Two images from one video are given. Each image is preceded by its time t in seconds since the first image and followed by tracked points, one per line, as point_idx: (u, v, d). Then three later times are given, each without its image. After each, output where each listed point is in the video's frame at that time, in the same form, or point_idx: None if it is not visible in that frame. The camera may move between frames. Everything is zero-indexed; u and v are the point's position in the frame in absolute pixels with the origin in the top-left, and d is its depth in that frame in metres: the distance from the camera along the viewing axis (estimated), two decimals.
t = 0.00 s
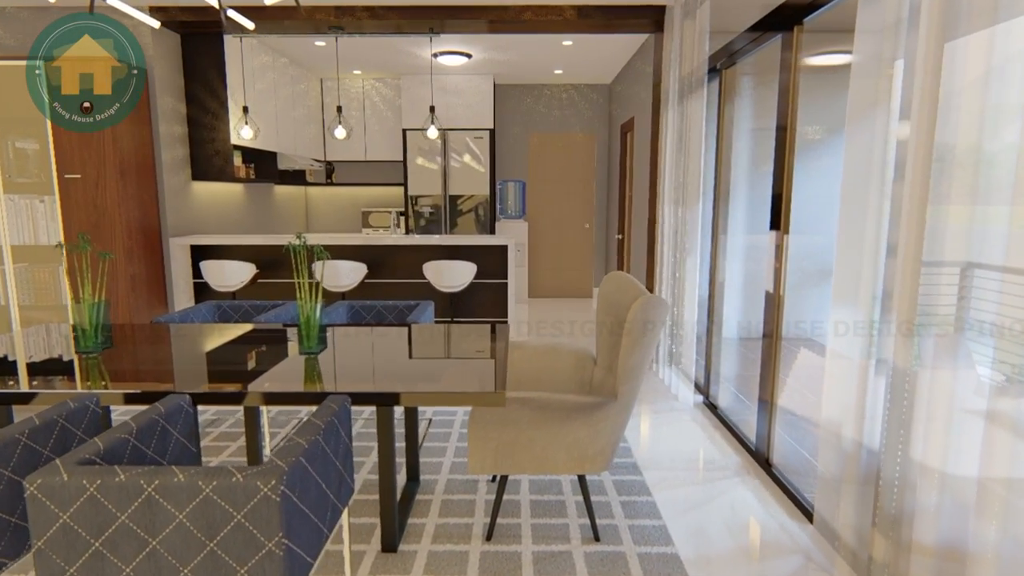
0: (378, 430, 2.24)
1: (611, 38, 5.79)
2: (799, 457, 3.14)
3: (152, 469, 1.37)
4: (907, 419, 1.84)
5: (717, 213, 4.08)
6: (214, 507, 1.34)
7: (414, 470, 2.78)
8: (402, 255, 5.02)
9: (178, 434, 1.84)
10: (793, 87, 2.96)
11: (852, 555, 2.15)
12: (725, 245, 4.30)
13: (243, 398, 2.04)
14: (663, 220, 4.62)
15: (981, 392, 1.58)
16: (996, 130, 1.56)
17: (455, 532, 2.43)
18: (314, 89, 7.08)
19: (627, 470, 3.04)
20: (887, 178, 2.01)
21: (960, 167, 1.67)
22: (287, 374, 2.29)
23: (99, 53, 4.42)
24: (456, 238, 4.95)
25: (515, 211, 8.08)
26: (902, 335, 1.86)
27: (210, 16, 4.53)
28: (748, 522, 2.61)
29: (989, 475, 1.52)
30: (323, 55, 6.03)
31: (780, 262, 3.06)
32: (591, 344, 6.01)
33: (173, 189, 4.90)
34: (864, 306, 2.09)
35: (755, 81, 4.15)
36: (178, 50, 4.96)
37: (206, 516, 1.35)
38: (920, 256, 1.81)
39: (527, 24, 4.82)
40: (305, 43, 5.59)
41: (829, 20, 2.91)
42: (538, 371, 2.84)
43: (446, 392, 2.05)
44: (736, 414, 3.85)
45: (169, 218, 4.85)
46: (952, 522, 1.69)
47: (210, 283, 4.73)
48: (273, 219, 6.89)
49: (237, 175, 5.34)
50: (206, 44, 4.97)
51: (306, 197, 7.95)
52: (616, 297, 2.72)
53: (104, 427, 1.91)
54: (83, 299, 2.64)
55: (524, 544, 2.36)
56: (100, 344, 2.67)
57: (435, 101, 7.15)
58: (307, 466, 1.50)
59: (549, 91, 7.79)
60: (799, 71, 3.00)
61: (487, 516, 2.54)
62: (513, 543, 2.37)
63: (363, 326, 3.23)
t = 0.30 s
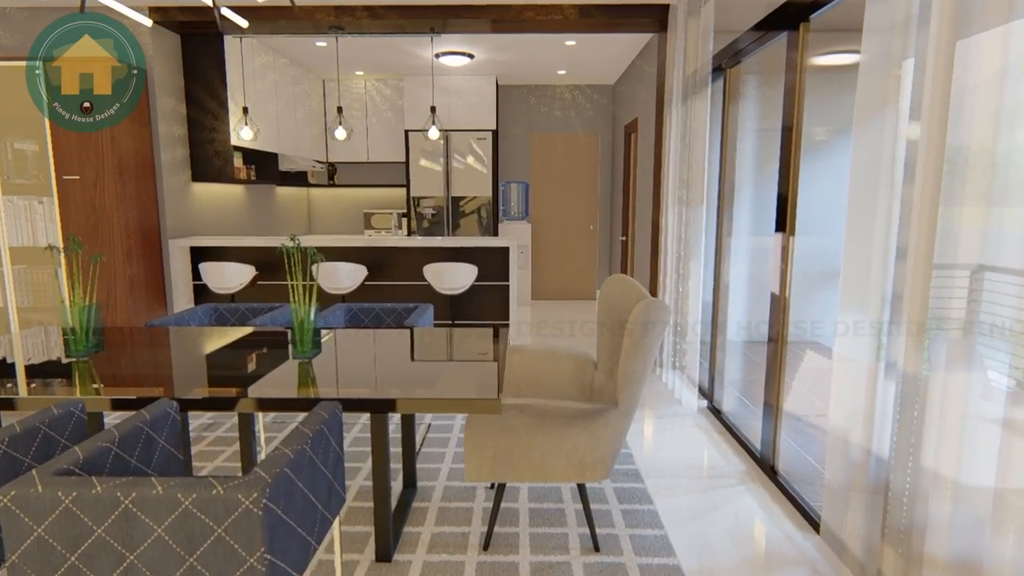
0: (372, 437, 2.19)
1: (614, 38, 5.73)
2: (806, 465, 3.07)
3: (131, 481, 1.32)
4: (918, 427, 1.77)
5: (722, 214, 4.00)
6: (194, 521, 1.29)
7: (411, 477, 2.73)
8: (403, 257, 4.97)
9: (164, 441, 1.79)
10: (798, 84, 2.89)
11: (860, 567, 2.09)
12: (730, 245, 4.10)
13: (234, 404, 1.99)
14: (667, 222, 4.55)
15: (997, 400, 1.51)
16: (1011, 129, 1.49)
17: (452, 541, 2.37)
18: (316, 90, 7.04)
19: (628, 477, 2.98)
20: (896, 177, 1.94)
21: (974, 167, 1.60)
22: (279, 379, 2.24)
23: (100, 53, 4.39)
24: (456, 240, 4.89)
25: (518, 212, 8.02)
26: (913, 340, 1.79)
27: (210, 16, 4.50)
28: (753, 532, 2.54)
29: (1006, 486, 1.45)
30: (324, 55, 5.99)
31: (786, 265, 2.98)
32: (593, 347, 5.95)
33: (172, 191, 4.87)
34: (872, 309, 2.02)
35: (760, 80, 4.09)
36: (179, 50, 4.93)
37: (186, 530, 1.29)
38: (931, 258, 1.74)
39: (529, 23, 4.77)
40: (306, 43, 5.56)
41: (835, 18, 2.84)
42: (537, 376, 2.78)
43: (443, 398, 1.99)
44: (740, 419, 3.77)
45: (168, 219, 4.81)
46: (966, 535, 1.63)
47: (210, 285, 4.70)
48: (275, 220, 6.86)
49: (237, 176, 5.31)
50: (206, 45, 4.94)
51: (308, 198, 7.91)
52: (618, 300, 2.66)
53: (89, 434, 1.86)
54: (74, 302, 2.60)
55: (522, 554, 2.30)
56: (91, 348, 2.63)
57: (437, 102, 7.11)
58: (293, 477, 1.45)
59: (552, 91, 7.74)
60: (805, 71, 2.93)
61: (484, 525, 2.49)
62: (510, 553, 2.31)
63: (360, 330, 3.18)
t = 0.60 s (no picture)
0: (367, 447, 2.11)
1: (620, 37, 5.65)
2: (817, 476, 2.97)
3: (103, 497, 1.25)
4: (937, 439, 1.68)
5: (729, 215, 3.91)
6: (168, 540, 1.22)
7: (409, 486, 2.66)
8: (404, 259, 4.91)
9: (147, 452, 1.72)
10: (809, 81, 2.80)
11: None
12: (737, 252, 4.07)
13: (225, 413, 1.93)
14: (673, 224, 4.47)
15: None
16: None
17: (448, 553, 2.30)
18: (319, 92, 7.00)
19: (632, 487, 2.89)
20: (912, 177, 1.85)
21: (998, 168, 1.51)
22: (272, 386, 2.17)
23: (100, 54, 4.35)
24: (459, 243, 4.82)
25: (522, 214, 7.95)
26: (932, 347, 1.70)
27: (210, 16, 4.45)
28: (761, 546, 2.44)
29: None
30: (327, 56, 5.94)
31: (795, 268, 2.88)
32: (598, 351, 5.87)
33: (172, 192, 4.82)
34: (886, 315, 1.92)
35: (768, 79, 3.99)
36: (180, 51, 4.88)
37: (161, 549, 1.23)
38: (950, 262, 1.65)
39: (532, 22, 4.70)
40: (309, 44, 5.51)
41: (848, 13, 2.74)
42: (538, 383, 2.70)
43: (441, 406, 1.91)
44: (748, 426, 3.68)
45: (168, 221, 4.77)
46: (990, 556, 1.53)
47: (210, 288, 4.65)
48: (278, 222, 6.82)
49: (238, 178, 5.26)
50: (207, 45, 4.89)
51: (312, 200, 7.87)
52: (622, 306, 2.58)
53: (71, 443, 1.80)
54: (62, 306, 2.54)
55: (521, 568, 2.22)
56: (81, 353, 2.57)
57: (441, 103, 7.05)
58: (276, 492, 1.38)
59: (557, 92, 7.66)
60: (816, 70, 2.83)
61: (482, 537, 2.41)
62: (508, 566, 2.23)
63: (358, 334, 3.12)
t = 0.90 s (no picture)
0: (360, 459, 2.03)
1: (627, 37, 5.56)
2: (832, 490, 2.85)
3: (69, 518, 1.17)
4: (964, 456, 1.57)
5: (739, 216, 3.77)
6: (136, 566, 1.14)
7: (406, 498, 2.58)
8: (407, 263, 4.84)
9: (128, 465, 1.64)
10: (824, 77, 2.67)
11: None
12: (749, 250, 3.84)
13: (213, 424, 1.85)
14: (681, 227, 4.36)
15: None
16: None
17: (445, 569, 2.20)
18: (324, 93, 6.95)
19: (638, 500, 2.79)
20: (936, 177, 1.74)
21: None
22: (263, 394, 2.09)
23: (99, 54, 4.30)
24: (463, 246, 4.74)
25: (528, 217, 7.86)
26: (959, 359, 1.59)
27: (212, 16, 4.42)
28: (774, 564, 2.33)
29: None
30: (331, 57, 5.89)
31: (808, 273, 2.77)
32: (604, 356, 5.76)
33: (174, 195, 4.77)
34: (908, 323, 1.82)
35: (780, 78, 3.89)
36: (183, 51, 4.84)
37: None
38: (978, 268, 1.55)
39: (538, 22, 4.62)
40: (313, 45, 5.46)
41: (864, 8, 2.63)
42: (539, 392, 2.61)
43: (436, 418, 1.82)
44: (759, 436, 3.56)
45: (169, 224, 4.72)
46: None
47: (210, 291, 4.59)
48: (282, 225, 6.77)
49: (240, 180, 5.21)
50: (209, 45, 4.84)
51: (316, 203, 7.82)
52: (627, 312, 2.48)
53: (50, 454, 1.72)
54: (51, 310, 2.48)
55: None
56: (69, 359, 2.51)
57: (446, 104, 6.98)
58: (256, 512, 1.29)
59: (564, 94, 7.58)
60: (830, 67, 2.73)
61: (482, 552, 2.32)
62: None
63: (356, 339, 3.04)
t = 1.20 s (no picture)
0: (352, 474, 1.92)
1: (636, 36, 5.45)
2: (851, 507, 2.71)
3: (23, 547, 1.08)
4: (1000, 479, 1.44)
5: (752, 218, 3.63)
6: None
7: (404, 512, 2.48)
8: (411, 266, 4.75)
9: (103, 483, 1.55)
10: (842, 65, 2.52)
11: None
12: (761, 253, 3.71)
13: (198, 438, 1.74)
14: (692, 230, 4.24)
15: None
16: None
17: None
18: (330, 95, 6.89)
19: (647, 516, 2.67)
20: (967, 176, 1.61)
21: None
22: (253, 405, 2.00)
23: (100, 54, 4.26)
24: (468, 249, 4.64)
25: (536, 220, 7.75)
26: (994, 374, 1.47)
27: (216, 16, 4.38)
28: None
29: None
30: (336, 58, 5.82)
31: (826, 279, 2.62)
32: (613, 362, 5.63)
33: (175, 197, 4.71)
34: (936, 333, 1.69)
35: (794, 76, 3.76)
36: (185, 52, 4.79)
37: None
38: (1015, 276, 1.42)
39: (545, 20, 4.52)
40: (317, 45, 5.39)
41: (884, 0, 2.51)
42: (543, 402, 2.50)
43: (430, 432, 1.71)
44: (773, 447, 3.43)
45: (171, 226, 4.66)
46: None
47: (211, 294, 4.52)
48: (287, 227, 6.71)
49: (243, 181, 5.14)
50: (212, 46, 4.78)
51: (322, 205, 7.77)
52: (635, 318, 2.37)
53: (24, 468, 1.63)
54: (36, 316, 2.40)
55: None
56: (54, 366, 2.42)
57: (453, 106, 6.90)
58: (230, 539, 1.19)
59: (572, 95, 7.47)
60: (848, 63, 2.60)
61: (481, 571, 2.21)
62: None
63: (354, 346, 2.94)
